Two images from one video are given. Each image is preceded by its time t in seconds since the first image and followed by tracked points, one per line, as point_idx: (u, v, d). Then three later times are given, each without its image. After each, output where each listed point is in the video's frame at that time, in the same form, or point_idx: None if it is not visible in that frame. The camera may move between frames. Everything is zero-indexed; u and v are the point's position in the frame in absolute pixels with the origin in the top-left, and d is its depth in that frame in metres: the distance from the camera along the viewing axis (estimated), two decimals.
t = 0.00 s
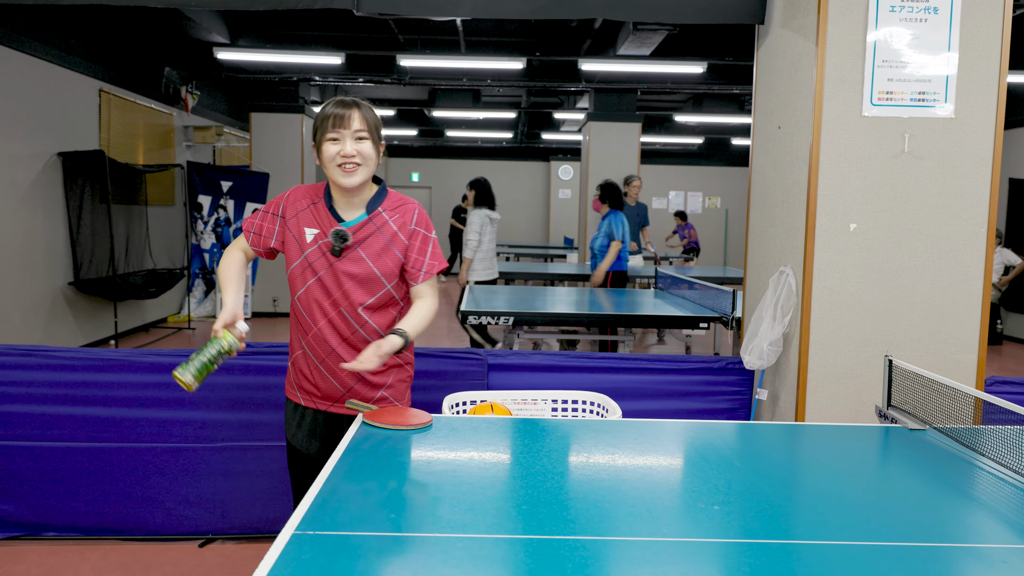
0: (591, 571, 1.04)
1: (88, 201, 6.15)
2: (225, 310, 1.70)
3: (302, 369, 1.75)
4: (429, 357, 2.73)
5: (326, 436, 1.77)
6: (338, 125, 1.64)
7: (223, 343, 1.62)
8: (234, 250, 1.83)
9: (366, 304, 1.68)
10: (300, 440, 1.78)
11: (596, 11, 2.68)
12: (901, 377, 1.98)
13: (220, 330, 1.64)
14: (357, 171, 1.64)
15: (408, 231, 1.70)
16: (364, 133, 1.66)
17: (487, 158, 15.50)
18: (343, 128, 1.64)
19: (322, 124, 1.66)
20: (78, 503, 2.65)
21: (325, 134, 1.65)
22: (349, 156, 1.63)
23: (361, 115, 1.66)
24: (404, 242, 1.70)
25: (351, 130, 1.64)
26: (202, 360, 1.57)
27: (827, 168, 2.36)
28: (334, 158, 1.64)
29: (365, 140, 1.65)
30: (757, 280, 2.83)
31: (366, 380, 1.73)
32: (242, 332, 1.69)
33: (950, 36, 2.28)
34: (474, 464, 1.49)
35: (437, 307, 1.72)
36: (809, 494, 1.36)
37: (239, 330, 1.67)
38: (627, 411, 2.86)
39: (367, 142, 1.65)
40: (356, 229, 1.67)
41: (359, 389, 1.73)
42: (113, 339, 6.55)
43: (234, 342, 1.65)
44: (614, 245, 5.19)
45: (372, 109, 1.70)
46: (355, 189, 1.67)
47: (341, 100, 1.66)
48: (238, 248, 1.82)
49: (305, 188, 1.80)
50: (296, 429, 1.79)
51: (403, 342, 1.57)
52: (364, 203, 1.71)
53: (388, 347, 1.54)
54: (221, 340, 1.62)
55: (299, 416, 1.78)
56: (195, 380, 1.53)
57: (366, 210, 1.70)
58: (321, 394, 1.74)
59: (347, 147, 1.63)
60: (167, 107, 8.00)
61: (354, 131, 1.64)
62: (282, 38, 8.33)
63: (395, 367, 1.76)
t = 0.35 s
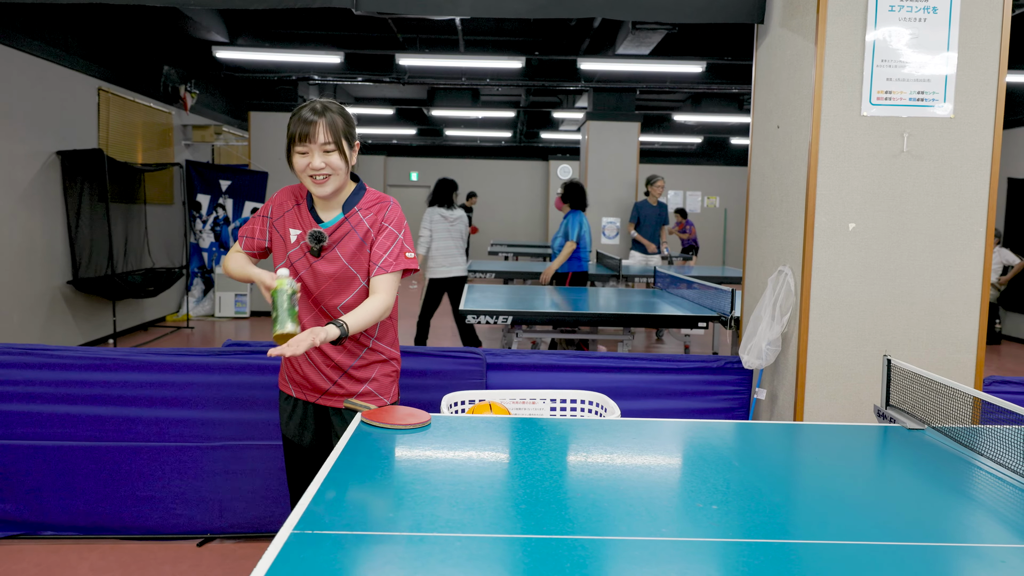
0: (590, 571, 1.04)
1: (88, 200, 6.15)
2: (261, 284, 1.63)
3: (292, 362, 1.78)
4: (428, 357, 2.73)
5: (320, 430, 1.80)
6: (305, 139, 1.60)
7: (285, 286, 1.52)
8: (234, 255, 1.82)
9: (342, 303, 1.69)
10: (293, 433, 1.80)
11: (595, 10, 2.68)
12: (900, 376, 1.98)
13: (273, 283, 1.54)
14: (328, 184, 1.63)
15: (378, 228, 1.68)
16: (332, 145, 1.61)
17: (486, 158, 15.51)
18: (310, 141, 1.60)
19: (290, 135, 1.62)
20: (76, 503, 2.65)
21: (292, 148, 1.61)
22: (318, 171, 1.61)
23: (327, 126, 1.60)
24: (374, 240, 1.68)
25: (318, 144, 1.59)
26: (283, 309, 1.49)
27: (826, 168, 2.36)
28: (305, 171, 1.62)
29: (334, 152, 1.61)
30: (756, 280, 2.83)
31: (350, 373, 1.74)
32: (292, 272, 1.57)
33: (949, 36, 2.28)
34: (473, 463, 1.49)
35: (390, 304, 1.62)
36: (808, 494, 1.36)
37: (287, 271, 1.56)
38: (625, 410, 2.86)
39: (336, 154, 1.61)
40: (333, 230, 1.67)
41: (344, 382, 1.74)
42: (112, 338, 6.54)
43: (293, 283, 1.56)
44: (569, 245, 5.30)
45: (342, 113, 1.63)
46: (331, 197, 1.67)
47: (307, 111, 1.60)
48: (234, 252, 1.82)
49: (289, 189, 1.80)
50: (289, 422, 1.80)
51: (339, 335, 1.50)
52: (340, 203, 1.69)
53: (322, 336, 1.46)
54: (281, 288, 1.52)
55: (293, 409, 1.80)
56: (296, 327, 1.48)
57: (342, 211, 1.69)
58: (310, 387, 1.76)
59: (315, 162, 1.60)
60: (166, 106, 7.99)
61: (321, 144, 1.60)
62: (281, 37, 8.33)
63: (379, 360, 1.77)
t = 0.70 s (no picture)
0: (587, 570, 1.04)
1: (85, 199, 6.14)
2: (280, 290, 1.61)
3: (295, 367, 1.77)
4: (426, 356, 2.73)
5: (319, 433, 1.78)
6: (310, 157, 1.55)
7: (309, 289, 1.52)
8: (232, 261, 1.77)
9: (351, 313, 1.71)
10: (294, 438, 1.79)
11: (592, 9, 2.68)
12: (898, 375, 1.98)
13: (297, 285, 1.53)
14: (337, 200, 1.61)
15: (386, 236, 1.68)
16: (339, 162, 1.57)
17: (483, 157, 15.51)
18: (316, 160, 1.55)
19: (294, 152, 1.57)
20: (74, 502, 2.64)
21: (297, 166, 1.57)
22: (326, 189, 1.58)
23: (332, 142, 1.55)
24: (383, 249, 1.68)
25: (325, 162, 1.56)
26: (311, 311, 1.48)
27: (824, 168, 2.36)
28: (311, 188, 1.59)
29: (341, 169, 1.58)
30: (754, 279, 2.83)
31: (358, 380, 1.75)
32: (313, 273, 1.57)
33: (947, 36, 2.28)
34: (471, 462, 1.49)
35: (398, 315, 1.62)
36: (805, 493, 1.36)
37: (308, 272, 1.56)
38: (624, 410, 2.86)
39: (343, 170, 1.58)
40: (342, 240, 1.67)
41: (351, 388, 1.76)
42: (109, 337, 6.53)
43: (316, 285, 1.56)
44: (540, 246, 5.39)
45: (345, 126, 1.59)
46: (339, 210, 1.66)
47: (310, 128, 1.55)
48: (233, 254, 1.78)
49: (291, 193, 1.78)
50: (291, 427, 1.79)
51: (350, 347, 1.48)
52: (348, 212, 1.69)
53: (334, 349, 1.43)
54: (306, 290, 1.52)
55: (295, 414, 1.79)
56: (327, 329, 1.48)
57: (350, 219, 1.69)
58: (316, 393, 1.76)
59: (323, 180, 1.57)
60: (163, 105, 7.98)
61: (328, 161, 1.56)
62: (279, 36, 8.32)
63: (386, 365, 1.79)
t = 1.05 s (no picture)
0: (587, 571, 1.04)
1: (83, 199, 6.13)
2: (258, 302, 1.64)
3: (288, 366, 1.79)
4: (425, 356, 2.73)
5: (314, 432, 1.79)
6: (284, 161, 1.55)
7: (284, 297, 1.53)
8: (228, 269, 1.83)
9: (333, 315, 1.72)
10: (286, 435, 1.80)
11: (591, 9, 2.68)
12: (896, 375, 1.98)
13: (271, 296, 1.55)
14: (312, 203, 1.61)
15: (364, 238, 1.68)
16: (312, 166, 1.57)
17: (482, 157, 15.51)
18: (289, 164, 1.55)
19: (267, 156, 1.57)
20: (73, 503, 2.64)
21: (272, 170, 1.56)
22: (300, 192, 1.58)
23: (304, 146, 1.55)
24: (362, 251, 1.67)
25: (298, 166, 1.55)
26: (287, 317, 1.50)
27: (823, 168, 2.36)
28: (286, 193, 1.59)
29: (314, 172, 1.57)
30: (753, 279, 2.83)
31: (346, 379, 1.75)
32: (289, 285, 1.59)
33: (945, 36, 2.29)
34: (469, 463, 1.49)
35: (383, 317, 1.63)
36: (804, 493, 1.36)
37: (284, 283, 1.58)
38: (623, 410, 2.86)
39: (316, 173, 1.58)
40: (321, 243, 1.67)
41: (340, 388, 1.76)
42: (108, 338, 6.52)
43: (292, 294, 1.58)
44: (489, 243, 5.31)
45: (317, 128, 1.58)
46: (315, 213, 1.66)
47: (283, 131, 1.54)
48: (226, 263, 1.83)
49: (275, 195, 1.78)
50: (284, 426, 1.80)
51: (338, 359, 1.51)
52: (327, 215, 1.69)
53: (324, 367, 1.47)
54: (280, 299, 1.53)
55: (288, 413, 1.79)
56: (306, 330, 1.48)
57: (330, 222, 1.68)
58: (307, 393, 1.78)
59: (297, 184, 1.57)
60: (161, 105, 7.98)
61: (300, 165, 1.56)
62: (277, 36, 8.31)
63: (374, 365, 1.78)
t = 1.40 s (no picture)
0: (589, 570, 1.04)
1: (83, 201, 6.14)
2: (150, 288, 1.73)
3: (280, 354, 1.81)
4: (425, 356, 2.73)
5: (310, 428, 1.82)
6: (248, 154, 1.60)
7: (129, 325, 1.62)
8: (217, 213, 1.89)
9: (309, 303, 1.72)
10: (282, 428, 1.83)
11: (590, 9, 2.68)
12: (896, 373, 1.98)
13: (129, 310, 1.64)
14: (280, 194, 1.64)
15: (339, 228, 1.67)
16: (273, 158, 1.59)
17: (481, 157, 15.53)
18: (252, 156, 1.59)
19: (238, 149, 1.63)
20: (73, 505, 2.64)
21: (241, 162, 1.62)
22: (265, 184, 1.62)
23: (265, 139, 1.57)
24: (337, 240, 1.67)
25: (259, 159, 1.59)
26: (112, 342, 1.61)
27: (822, 167, 2.37)
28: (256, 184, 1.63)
29: (276, 165, 1.59)
30: (753, 278, 2.83)
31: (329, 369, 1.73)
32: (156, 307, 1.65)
33: (943, 35, 2.29)
34: (470, 462, 1.49)
35: (356, 302, 1.59)
36: (806, 492, 1.36)
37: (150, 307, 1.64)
38: (623, 409, 2.86)
39: (278, 166, 1.59)
40: (300, 232, 1.68)
41: (322, 377, 1.74)
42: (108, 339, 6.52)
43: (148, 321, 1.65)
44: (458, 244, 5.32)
45: (281, 121, 1.59)
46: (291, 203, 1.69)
47: (248, 125, 1.59)
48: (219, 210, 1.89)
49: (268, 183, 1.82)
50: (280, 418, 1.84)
51: (303, 310, 1.47)
52: (306, 206, 1.71)
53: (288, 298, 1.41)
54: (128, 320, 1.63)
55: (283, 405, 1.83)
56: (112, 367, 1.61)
57: (309, 213, 1.69)
58: (295, 381, 1.78)
59: (261, 176, 1.61)
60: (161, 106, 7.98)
61: (263, 158, 1.59)
62: (276, 36, 8.31)
63: (356, 358, 1.75)
